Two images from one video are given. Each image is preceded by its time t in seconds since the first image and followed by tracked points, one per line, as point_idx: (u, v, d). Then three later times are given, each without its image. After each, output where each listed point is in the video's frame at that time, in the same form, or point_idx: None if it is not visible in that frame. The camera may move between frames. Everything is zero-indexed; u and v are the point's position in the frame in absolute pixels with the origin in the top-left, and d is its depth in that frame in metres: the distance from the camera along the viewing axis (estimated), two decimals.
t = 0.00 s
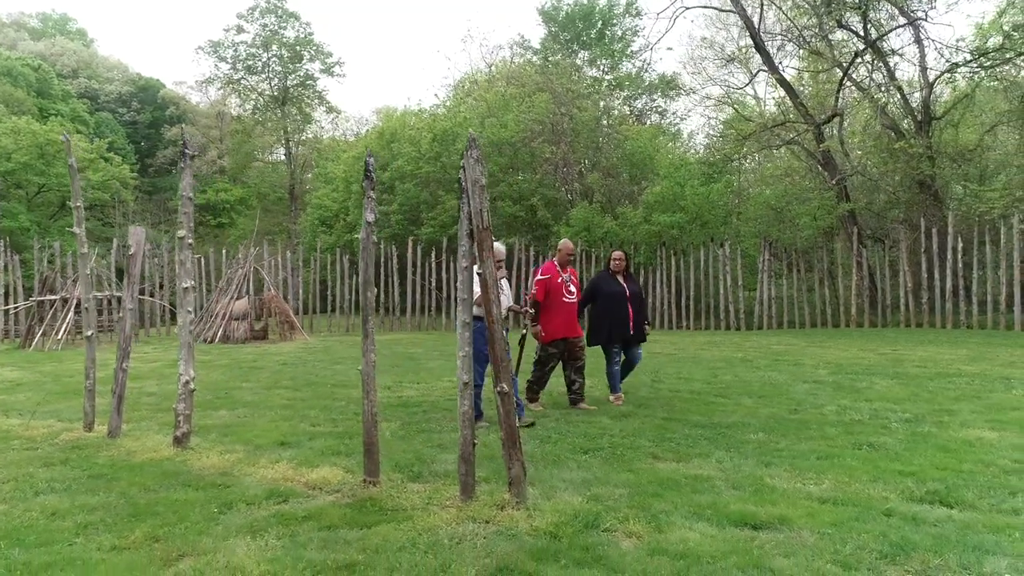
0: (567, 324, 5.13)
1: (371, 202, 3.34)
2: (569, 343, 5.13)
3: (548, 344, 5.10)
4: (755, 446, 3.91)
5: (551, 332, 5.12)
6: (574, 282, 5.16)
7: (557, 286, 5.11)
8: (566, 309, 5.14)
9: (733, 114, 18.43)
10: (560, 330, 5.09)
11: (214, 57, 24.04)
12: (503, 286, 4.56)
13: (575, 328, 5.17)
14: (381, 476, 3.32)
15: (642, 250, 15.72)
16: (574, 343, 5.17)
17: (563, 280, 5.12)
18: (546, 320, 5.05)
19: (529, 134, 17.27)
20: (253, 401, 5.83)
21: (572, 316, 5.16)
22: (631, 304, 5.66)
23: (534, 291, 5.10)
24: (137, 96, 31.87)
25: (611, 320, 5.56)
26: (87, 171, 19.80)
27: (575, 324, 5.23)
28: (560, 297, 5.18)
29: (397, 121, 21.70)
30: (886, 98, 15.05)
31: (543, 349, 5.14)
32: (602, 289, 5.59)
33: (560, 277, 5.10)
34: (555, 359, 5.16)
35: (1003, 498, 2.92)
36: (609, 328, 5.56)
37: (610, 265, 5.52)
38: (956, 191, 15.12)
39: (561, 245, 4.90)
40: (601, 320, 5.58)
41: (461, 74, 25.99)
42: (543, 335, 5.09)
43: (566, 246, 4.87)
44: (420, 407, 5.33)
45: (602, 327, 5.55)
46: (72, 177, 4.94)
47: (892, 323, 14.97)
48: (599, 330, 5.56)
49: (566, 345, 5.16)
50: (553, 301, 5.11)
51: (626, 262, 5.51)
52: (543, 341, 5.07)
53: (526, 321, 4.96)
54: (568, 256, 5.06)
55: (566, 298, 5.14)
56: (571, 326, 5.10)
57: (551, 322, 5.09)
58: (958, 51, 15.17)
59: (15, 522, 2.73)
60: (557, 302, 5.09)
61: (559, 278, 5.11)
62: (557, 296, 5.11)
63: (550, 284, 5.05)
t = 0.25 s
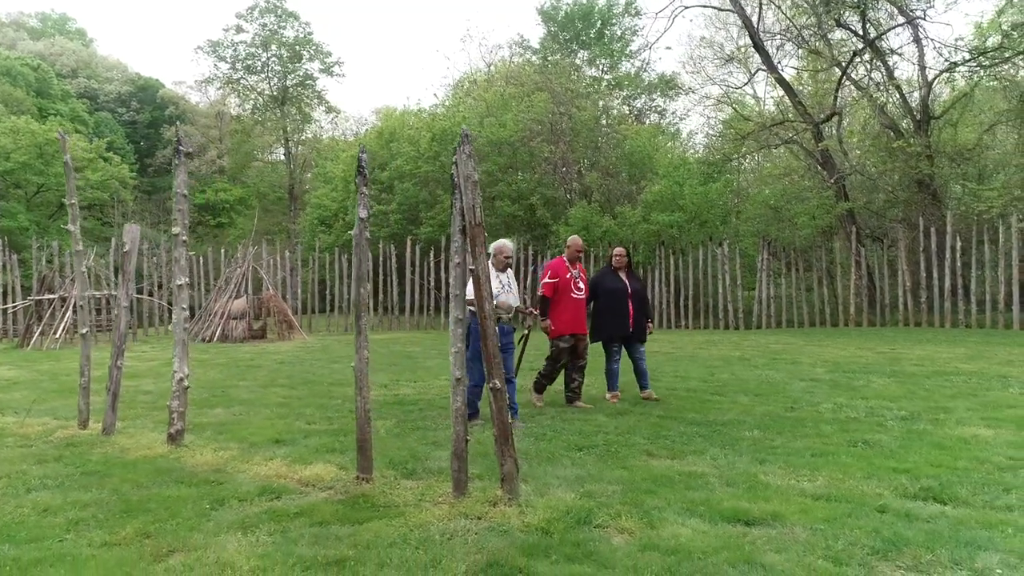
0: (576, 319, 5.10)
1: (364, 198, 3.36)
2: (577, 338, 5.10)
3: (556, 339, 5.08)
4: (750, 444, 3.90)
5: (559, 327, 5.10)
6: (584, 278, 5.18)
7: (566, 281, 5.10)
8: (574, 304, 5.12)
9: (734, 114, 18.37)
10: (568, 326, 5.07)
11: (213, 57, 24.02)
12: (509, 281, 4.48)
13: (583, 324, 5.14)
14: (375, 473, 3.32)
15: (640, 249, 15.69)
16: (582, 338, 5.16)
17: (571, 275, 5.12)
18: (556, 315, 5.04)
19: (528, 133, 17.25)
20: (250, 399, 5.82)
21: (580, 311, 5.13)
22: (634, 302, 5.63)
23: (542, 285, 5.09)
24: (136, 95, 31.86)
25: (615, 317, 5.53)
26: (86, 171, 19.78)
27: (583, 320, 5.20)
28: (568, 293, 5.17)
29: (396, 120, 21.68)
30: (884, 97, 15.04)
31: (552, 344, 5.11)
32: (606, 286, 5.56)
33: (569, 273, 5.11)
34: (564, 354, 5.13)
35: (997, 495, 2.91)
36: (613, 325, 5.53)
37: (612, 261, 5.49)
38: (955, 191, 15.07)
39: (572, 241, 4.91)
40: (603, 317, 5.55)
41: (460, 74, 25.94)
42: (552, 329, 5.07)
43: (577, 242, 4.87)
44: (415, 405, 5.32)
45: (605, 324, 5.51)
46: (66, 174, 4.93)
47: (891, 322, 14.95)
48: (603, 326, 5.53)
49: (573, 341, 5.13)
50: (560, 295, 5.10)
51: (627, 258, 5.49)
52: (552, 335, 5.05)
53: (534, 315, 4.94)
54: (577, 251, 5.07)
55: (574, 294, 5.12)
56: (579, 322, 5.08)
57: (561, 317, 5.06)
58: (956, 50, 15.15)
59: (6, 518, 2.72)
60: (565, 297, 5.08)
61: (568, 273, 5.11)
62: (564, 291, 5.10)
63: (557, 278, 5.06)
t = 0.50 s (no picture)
0: (581, 317, 5.09)
1: (358, 195, 3.38)
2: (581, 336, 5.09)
3: (562, 337, 5.06)
4: (745, 441, 3.90)
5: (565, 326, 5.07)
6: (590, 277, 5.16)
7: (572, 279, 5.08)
8: (579, 302, 5.10)
9: (733, 115, 18.37)
10: (574, 324, 5.05)
11: (213, 57, 24.01)
12: (517, 277, 4.42)
13: (588, 322, 5.13)
14: (369, 470, 3.31)
15: (639, 249, 15.69)
16: (587, 336, 5.17)
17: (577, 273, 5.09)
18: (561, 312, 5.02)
19: (527, 132, 17.23)
20: (247, 397, 5.82)
21: (585, 309, 5.11)
22: (641, 300, 5.58)
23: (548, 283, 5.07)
24: (136, 95, 31.86)
25: (621, 315, 5.48)
26: (85, 171, 19.75)
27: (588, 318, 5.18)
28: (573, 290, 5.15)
29: (396, 120, 21.68)
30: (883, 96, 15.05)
31: (558, 343, 5.09)
32: (613, 284, 5.53)
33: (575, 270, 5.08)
34: (570, 352, 5.11)
35: (991, 491, 2.91)
36: (618, 323, 5.49)
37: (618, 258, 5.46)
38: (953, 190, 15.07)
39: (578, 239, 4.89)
40: (610, 315, 5.52)
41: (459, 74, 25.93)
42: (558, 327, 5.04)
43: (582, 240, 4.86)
44: (412, 403, 5.31)
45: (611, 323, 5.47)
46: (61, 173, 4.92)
47: (889, 322, 14.92)
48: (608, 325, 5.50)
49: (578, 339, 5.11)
50: (567, 292, 5.08)
51: (634, 254, 5.45)
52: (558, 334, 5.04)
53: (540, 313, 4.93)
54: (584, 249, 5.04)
55: (579, 291, 5.10)
56: (584, 319, 5.06)
57: (567, 315, 5.04)
58: (955, 50, 15.14)
59: None
60: (571, 294, 5.06)
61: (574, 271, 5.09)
62: (570, 289, 5.07)
63: (564, 274, 5.03)
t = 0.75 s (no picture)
0: (586, 317, 5.07)
1: (353, 192, 3.40)
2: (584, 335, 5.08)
3: (568, 338, 5.04)
4: (743, 439, 3.90)
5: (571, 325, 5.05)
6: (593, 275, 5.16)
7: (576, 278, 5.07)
8: (585, 301, 5.08)
9: (732, 115, 18.35)
10: (580, 323, 5.03)
11: (212, 57, 23.99)
12: (520, 275, 4.40)
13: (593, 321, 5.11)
14: (366, 468, 3.31)
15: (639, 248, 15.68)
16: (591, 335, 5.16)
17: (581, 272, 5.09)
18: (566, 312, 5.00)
19: (527, 132, 17.21)
20: (245, 396, 5.81)
21: (590, 308, 5.10)
22: (648, 299, 5.55)
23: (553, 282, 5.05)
24: (136, 95, 31.83)
25: (628, 314, 5.45)
26: (84, 171, 19.72)
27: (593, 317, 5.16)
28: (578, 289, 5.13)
29: (395, 120, 21.65)
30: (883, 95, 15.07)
31: (564, 343, 5.07)
32: (619, 283, 5.51)
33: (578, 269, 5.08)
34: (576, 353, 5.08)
35: (988, 489, 2.91)
36: (625, 322, 5.45)
37: (626, 258, 5.46)
38: (953, 190, 15.06)
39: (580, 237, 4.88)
40: (617, 315, 5.48)
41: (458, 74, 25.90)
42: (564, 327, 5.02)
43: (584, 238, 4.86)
44: (409, 402, 5.31)
45: (618, 322, 5.44)
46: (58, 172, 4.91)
47: (888, 321, 14.91)
48: (615, 324, 5.46)
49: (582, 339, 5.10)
50: (572, 292, 5.06)
51: (641, 254, 5.43)
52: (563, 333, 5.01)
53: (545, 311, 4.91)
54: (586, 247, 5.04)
55: (584, 290, 5.09)
56: (589, 318, 5.04)
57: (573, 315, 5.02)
58: (955, 49, 15.14)
59: None
60: (577, 292, 5.04)
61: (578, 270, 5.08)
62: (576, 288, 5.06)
63: (567, 273, 5.00)
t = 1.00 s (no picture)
0: (593, 316, 5.06)
1: (353, 191, 3.40)
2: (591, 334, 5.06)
3: (575, 338, 5.03)
4: (742, 437, 3.90)
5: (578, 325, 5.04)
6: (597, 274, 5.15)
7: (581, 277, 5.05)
8: (591, 300, 5.07)
9: (732, 115, 18.33)
10: (587, 323, 5.03)
11: (212, 56, 23.98)
12: (526, 273, 4.38)
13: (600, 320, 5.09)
14: (365, 466, 3.30)
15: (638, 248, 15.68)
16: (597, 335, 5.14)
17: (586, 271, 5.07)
18: (573, 311, 4.98)
19: (527, 132, 17.21)
20: (244, 395, 5.81)
21: (596, 307, 5.08)
22: (654, 297, 5.53)
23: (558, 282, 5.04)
24: (135, 95, 31.82)
25: (635, 313, 5.43)
26: (84, 171, 19.71)
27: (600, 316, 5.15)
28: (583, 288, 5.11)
29: (395, 120, 21.63)
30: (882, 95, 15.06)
31: (571, 343, 5.06)
32: (625, 282, 5.49)
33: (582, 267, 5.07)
34: (582, 353, 5.08)
35: (988, 487, 2.91)
36: (632, 320, 5.43)
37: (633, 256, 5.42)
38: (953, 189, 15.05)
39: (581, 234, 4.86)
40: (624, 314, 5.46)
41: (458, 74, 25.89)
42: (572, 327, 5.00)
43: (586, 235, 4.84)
44: (410, 400, 5.30)
45: (625, 320, 5.41)
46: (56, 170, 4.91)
47: (888, 321, 14.90)
48: (622, 323, 5.44)
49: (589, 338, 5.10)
50: (578, 291, 5.04)
51: (648, 252, 5.41)
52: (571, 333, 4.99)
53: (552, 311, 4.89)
54: (588, 245, 5.03)
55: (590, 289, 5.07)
56: (596, 317, 5.03)
57: (580, 314, 5.00)
58: (954, 49, 15.14)
59: None
60: (583, 292, 5.02)
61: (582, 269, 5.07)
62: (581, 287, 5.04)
63: (573, 272, 5.00)
